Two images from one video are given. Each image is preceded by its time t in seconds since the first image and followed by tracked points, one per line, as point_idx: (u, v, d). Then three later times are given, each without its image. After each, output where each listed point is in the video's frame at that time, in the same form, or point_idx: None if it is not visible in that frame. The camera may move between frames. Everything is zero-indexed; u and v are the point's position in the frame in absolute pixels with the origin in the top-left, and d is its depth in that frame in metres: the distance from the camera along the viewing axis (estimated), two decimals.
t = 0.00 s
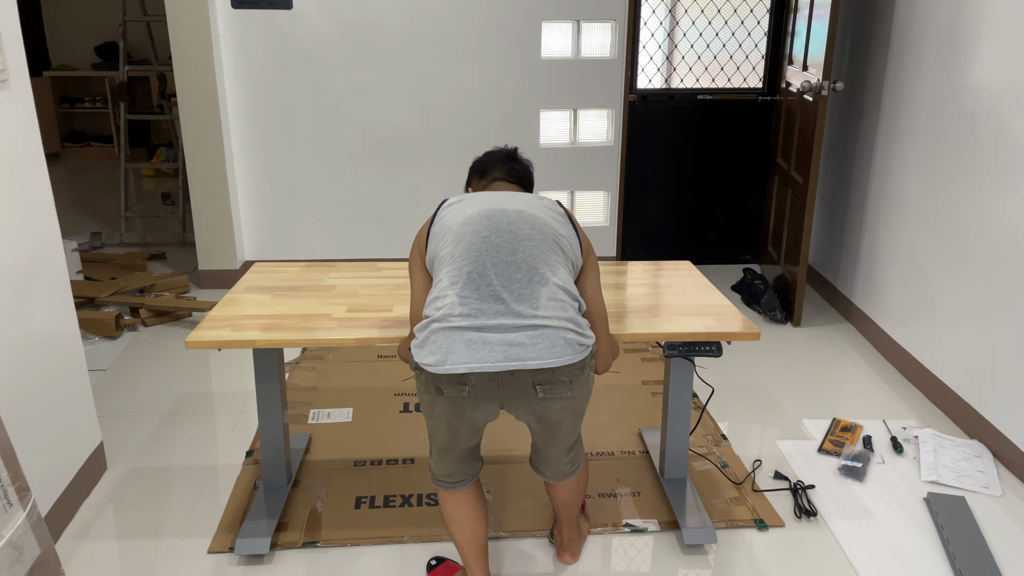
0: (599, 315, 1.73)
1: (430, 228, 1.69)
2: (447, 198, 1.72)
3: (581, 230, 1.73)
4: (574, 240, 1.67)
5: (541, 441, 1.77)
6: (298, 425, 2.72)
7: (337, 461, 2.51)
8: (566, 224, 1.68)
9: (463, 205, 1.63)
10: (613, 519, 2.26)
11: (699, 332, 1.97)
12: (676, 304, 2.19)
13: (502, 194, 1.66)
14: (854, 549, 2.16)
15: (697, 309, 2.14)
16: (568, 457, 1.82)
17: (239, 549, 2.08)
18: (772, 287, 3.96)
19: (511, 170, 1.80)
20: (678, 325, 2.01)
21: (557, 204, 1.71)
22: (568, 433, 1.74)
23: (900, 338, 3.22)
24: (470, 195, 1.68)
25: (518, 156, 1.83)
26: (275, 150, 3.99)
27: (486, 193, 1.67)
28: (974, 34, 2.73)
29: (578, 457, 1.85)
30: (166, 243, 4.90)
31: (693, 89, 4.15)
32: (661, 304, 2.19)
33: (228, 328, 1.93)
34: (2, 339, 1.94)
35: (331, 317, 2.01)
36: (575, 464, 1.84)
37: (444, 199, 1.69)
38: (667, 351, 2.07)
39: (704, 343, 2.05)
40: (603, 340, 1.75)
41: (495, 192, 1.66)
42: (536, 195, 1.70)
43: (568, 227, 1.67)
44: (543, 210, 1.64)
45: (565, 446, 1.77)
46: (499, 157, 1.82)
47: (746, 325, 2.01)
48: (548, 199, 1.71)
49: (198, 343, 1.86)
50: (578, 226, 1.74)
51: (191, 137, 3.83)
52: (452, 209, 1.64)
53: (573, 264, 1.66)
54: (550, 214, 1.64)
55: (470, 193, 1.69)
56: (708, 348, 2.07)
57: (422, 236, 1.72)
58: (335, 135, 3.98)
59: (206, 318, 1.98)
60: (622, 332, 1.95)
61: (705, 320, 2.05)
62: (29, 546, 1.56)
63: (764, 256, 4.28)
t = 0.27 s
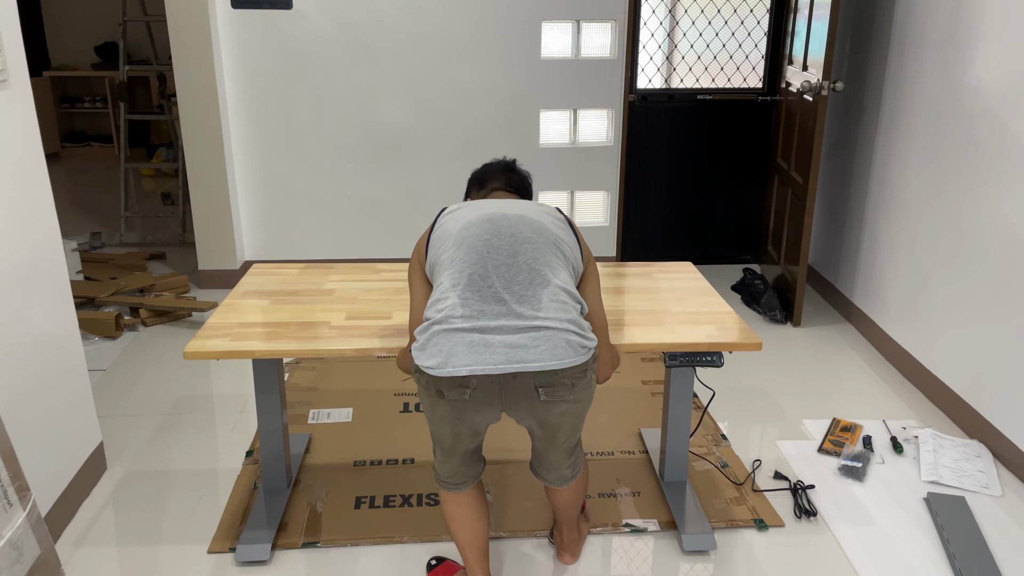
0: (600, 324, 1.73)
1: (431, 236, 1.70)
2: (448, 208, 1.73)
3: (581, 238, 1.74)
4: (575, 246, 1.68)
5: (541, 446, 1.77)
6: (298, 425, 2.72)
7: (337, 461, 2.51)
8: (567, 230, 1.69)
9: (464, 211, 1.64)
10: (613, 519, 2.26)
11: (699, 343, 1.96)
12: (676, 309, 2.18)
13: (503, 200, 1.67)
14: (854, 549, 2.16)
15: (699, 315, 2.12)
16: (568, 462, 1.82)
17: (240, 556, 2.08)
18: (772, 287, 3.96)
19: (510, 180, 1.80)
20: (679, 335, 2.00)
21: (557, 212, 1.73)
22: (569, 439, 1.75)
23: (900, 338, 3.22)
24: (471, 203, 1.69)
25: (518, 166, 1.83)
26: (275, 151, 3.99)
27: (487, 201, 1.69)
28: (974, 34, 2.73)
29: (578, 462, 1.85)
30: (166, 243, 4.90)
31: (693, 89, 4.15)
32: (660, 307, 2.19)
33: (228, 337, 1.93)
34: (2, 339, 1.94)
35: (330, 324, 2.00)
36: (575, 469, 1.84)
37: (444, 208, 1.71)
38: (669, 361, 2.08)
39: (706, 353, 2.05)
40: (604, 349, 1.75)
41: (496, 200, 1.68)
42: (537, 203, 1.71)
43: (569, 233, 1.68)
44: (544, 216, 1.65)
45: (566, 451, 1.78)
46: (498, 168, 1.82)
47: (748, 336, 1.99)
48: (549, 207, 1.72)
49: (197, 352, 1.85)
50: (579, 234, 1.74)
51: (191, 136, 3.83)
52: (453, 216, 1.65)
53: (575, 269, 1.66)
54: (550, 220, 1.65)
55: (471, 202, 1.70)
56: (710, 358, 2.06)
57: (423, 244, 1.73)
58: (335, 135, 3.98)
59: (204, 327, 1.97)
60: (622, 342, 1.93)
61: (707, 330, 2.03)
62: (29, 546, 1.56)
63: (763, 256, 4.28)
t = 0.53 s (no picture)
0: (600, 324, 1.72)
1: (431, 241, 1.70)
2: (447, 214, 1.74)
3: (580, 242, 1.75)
4: (574, 249, 1.69)
5: (542, 450, 1.77)
6: (298, 425, 2.72)
7: (337, 461, 2.51)
8: (566, 234, 1.69)
9: (463, 215, 1.65)
10: (613, 519, 2.26)
11: (700, 348, 1.95)
12: (676, 310, 2.18)
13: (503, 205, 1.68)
14: (854, 549, 2.16)
15: (699, 319, 2.12)
16: (569, 467, 1.81)
17: (240, 556, 2.08)
18: (772, 287, 3.96)
19: (509, 185, 1.80)
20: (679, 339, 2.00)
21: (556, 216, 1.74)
22: (571, 443, 1.75)
23: (900, 338, 3.22)
24: (470, 208, 1.70)
25: (517, 171, 1.84)
26: (275, 151, 3.99)
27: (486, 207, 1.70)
28: (974, 34, 2.73)
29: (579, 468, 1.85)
30: (166, 243, 4.90)
31: (693, 89, 4.15)
32: (660, 307, 2.19)
33: (228, 340, 1.93)
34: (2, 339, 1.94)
35: (330, 327, 2.00)
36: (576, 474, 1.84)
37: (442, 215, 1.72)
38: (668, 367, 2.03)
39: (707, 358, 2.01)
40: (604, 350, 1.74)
41: (495, 204, 1.68)
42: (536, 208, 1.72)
43: (568, 237, 1.69)
44: (543, 219, 1.66)
45: (568, 455, 1.78)
46: (498, 173, 1.83)
47: (748, 342, 1.98)
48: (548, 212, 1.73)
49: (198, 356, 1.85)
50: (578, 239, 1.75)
51: (191, 136, 3.83)
52: (452, 220, 1.66)
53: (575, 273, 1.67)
54: (549, 224, 1.66)
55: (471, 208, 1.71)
56: (710, 363, 2.02)
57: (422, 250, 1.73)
58: (335, 135, 3.98)
59: (202, 330, 1.97)
60: (622, 346, 1.93)
61: (706, 334, 2.03)
62: (29, 546, 1.56)
63: (763, 256, 4.28)
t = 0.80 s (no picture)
0: (600, 270, 1.68)
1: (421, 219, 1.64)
2: (436, 186, 1.65)
3: (572, 209, 1.68)
4: (569, 226, 1.63)
5: (539, 448, 1.77)
6: (298, 425, 2.72)
7: (337, 462, 2.51)
8: (559, 208, 1.62)
9: (453, 197, 1.58)
10: (613, 519, 2.26)
11: (700, 348, 1.95)
12: (677, 310, 2.18)
13: (492, 181, 1.59)
14: (853, 548, 2.16)
15: (699, 319, 2.12)
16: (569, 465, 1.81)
17: (240, 556, 2.08)
18: (772, 287, 3.96)
19: (488, 143, 1.73)
20: (678, 338, 2.00)
21: (547, 186, 1.65)
22: (570, 441, 1.75)
23: (900, 338, 3.22)
24: (459, 183, 1.61)
25: (501, 124, 1.75)
26: (275, 151, 3.99)
27: (476, 181, 1.61)
28: (974, 34, 2.73)
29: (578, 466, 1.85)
30: (166, 243, 4.90)
31: (693, 89, 4.15)
32: (661, 308, 2.19)
33: (228, 341, 1.93)
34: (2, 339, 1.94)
35: (330, 328, 2.00)
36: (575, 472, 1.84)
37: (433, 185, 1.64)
38: (669, 368, 2.05)
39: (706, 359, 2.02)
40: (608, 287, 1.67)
41: (485, 181, 1.60)
42: (526, 179, 1.63)
43: (561, 212, 1.62)
44: (536, 198, 1.58)
45: (568, 453, 1.77)
46: (480, 128, 1.75)
47: (748, 342, 1.98)
48: (538, 180, 1.64)
49: (198, 357, 1.85)
50: (571, 204, 1.68)
51: (191, 136, 3.83)
52: (443, 202, 1.59)
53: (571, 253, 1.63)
54: (543, 201, 1.59)
55: (460, 180, 1.62)
56: (710, 364, 2.04)
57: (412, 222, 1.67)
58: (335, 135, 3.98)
59: (201, 330, 1.97)
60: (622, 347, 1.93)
61: (707, 335, 2.03)
62: (29, 546, 1.56)
63: (763, 256, 4.28)
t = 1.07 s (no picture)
0: (593, 220, 1.60)
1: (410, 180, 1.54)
2: (427, 138, 1.52)
3: (568, 168, 1.56)
4: (562, 204, 1.54)
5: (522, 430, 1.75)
6: (298, 424, 2.72)
7: (337, 462, 2.51)
8: (554, 182, 1.52)
9: (443, 167, 1.47)
10: (613, 519, 2.26)
11: (699, 349, 1.95)
12: (676, 310, 2.18)
13: (486, 150, 1.47)
14: (853, 548, 2.16)
15: (699, 319, 2.12)
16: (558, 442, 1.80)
17: (240, 556, 2.08)
18: (772, 287, 3.96)
19: (493, 65, 1.56)
20: (678, 338, 2.00)
21: (545, 148, 1.51)
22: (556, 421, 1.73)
23: (900, 338, 3.22)
24: (451, 146, 1.48)
25: (514, 39, 1.57)
26: (275, 151, 3.99)
27: (469, 145, 1.48)
28: (974, 34, 2.73)
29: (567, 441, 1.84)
30: (166, 243, 4.90)
31: (693, 89, 4.15)
32: (660, 308, 2.18)
33: (227, 341, 1.92)
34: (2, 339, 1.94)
35: (330, 327, 2.00)
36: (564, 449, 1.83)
37: (423, 142, 1.51)
38: (669, 368, 2.06)
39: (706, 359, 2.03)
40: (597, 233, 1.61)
41: (478, 147, 1.47)
42: (524, 142, 1.49)
43: (556, 186, 1.52)
44: (530, 175, 1.47)
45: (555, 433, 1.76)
46: (493, 42, 1.57)
47: (748, 342, 1.98)
48: (536, 141, 1.51)
49: (198, 357, 1.85)
50: (568, 164, 1.55)
51: (191, 136, 3.83)
52: (432, 171, 1.48)
53: (561, 233, 1.55)
54: (537, 179, 1.48)
55: (452, 137, 1.49)
56: (710, 364, 2.04)
57: (400, 170, 1.56)
58: (335, 135, 3.98)
59: (201, 330, 1.97)
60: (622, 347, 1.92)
61: (707, 334, 2.03)
62: (29, 546, 1.56)
63: (763, 256, 4.28)
